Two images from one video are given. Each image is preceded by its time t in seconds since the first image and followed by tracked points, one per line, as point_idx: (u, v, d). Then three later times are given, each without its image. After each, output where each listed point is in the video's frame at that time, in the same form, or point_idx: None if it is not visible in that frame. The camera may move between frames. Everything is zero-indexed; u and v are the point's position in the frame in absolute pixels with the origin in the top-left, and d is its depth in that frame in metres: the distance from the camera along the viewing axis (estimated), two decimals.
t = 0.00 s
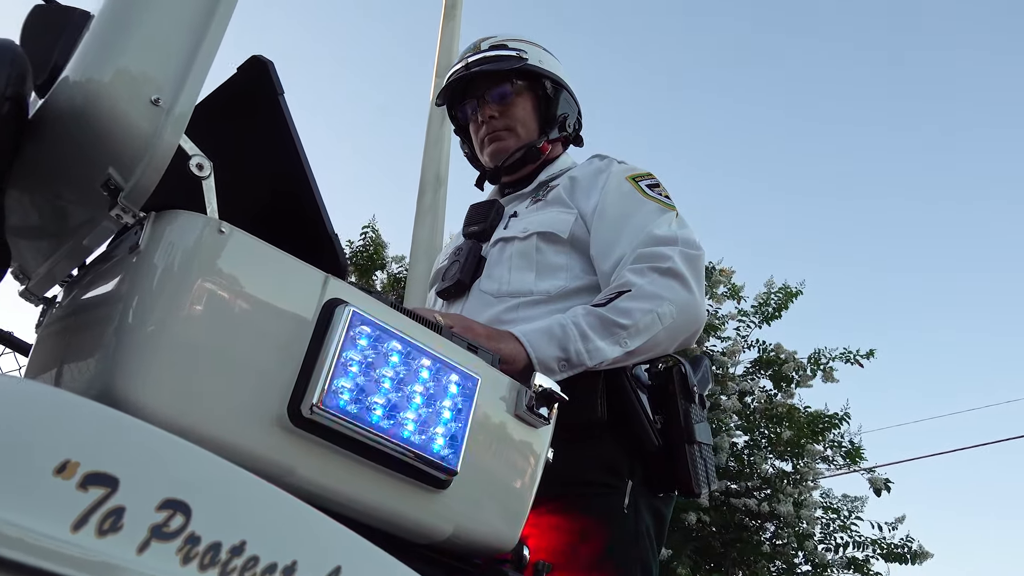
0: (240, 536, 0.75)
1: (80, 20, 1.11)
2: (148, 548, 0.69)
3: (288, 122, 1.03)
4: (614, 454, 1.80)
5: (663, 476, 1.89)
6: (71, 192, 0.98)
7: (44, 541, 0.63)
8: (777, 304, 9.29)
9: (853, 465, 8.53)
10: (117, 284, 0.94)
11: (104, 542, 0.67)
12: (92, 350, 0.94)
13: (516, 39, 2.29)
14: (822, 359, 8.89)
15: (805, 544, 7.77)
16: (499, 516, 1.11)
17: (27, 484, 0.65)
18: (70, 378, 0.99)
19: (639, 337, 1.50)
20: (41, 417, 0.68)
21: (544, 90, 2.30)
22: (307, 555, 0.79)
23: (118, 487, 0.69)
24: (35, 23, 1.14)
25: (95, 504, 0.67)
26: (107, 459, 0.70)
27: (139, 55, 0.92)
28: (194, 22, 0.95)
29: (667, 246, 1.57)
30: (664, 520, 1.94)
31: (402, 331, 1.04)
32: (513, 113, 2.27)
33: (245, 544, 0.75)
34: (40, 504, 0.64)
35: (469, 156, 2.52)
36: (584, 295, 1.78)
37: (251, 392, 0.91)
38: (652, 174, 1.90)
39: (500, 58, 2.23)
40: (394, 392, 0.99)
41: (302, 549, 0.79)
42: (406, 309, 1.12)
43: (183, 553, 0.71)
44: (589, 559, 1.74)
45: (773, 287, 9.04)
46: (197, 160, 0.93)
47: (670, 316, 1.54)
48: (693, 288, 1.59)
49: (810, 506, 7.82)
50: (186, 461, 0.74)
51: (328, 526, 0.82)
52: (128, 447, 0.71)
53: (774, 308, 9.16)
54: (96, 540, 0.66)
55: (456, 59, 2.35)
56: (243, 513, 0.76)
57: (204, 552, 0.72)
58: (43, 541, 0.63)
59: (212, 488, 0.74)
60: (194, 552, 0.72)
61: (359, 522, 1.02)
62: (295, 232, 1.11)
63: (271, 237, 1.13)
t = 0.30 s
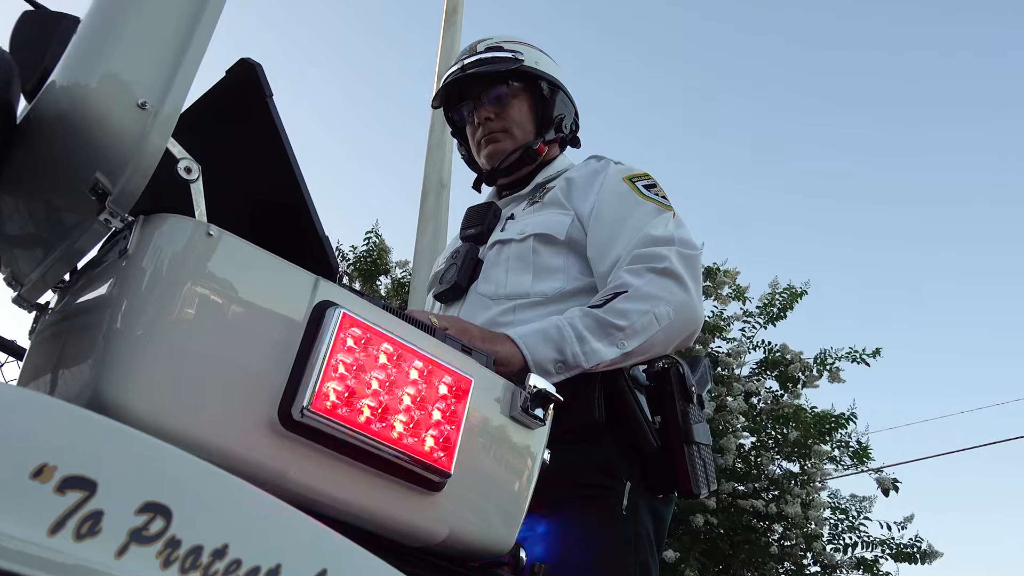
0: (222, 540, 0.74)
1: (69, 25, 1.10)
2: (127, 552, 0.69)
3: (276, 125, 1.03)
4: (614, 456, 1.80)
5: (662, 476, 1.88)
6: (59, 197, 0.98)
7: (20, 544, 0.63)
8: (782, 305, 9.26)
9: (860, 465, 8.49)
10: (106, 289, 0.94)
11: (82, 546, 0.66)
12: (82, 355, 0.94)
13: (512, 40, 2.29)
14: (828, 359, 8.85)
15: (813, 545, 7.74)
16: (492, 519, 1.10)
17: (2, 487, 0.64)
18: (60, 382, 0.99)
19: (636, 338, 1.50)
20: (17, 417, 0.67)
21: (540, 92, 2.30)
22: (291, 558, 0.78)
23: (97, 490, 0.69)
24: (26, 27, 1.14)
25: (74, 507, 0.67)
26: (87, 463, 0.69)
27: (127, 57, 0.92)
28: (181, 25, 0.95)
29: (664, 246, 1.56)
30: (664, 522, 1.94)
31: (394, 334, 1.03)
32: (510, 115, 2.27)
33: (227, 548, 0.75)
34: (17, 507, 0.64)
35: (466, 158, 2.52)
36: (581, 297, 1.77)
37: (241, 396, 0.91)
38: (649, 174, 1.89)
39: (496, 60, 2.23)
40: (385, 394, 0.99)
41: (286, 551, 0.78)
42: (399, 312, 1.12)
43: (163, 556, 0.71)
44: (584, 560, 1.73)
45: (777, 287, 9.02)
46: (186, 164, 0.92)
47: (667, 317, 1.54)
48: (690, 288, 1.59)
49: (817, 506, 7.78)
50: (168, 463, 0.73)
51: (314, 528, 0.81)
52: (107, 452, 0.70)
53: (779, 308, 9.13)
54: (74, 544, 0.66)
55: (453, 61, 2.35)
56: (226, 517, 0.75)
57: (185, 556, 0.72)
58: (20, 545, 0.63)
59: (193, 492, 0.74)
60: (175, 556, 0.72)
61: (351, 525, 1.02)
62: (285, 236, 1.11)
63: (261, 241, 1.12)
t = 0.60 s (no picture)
0: (217, 546, 0.74)
1: (67, 33, 1.11)
2: (119, 558, 0.69)
3: (274, 129, 1.03)
4: (618, 458, 1.79)
5: (669, 479, 1.88)
6: (57, 205, 0.99)
7: (10, 553, 0.64)
8: (791, 305, 9.22)
9: (873, 465, 8.44)
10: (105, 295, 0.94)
11: (72, 553, 0.67)
12: (81, 362, 0.95)
13: (514, 43, 2.29)
14: (839, 359, 8.80)
15: (826, 546, 7.68)
16: (496, 523, 1.10)
17: None
18: (60, 390, 0.99)
19: (639, 338, 1.49)
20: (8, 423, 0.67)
21: (542, 94, 2.29)
22: (287, 563, 0.78)
23: (88, 497, 0.69)
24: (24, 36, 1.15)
25: (64, 514, 0.67)
26: (79, 469, 0.69)
27: (124, 62, 0.92)
28: (176, 32, 0.95)
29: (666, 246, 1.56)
30: (671, 524, 1.93)
31: (395, 337, 1.03)
32: (512, 117, 2.27)
33: (222, 553, 0.74)
34: (6, 515, 0.64)
35: (468, 162, 2.52)
36: (584, 298, 1.77)
37: (240, 401, 0.90)
38: (651, 174, 1.89)
39: (497, 62, 2.23)
40: (386, 398, 0.99)
41: (282, 556, 0.78)
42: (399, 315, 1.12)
43: (157, 563, 0.71)
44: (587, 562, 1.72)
45: (786, 287, 8.98)
46: (182, 170, 0.93)
47: (670, 317, 1.53)
48: (693, 288, 1.58)
49: (830, 507, 7.74)
50: (162, 469, 0.73)
51: (311, 532, 0.81)
52: (99, 459, 0.70)
53: (788, 308, 9.10)
54: (65, 551, 0.66)
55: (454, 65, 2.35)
56: (220, 522, 0.75)
57: (178, 562, 0.72)
58: (10, 553, 0.63)
59: (186, 497, 0.74)
60: (169, 562, 0.71)
61: (352, 529, 1.01)
62: (284, 240, 1.11)
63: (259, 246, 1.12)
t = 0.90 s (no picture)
0: (216, 549, 0.74)
1: (70, 41, 1.13)
2: (118, 562, 0.69)
3: (276, 133, 1.04)
4: (626, 460, 1.79)
5: (678, 482, 1.87)
6: (60, 211, 0.99)
7: (8, 556, 0.63)
8: (802, 306, 9.18)
9: (887, 467, 8.38)
10: (108, 301, 0.94)
11: (71, 557, 0.66)
12: (85, 367, 0.95)
13: (518, 46, 2.29)
14: (851, 359, 8.75)
15: (841, 548, 7.63)
16: (503, 525, 1.10)
17: None
18: (65, 395, 1.00)
19: (645, 339, 1.49)
20: (8, 426, 0.68)
21: (547, 96, 2.29)
22: (288, 565, 0.78)
23: (87, 500, 0.69)
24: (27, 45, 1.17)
25: (63, 518, 0.67)
26: (76, 473, 0.69)
27: (127, 69, 0.92)
28: (178, 37, 0.96)
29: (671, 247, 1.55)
30: (680, 526, 1.92)
31: (398, 340, 1.03)
32: (517, 120, 2.27)
33: (221, 557, 0.74)
34: (4, 519, 0.64)
35: (474, 165, 2.52)
36: (590, 300, 1.77)
37: (242, 404, 0.90)
38: (656, 175, 1.88)
39: (502, 66, 2.23)
40: (389, 401, 0.99)
41: (282, 559, 0.78)
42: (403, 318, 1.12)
43: (156, 566, 0.70)
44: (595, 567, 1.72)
45: (797, 288, 8.94)
46: (185, 175, 0.93)
47: (676, 317, 1.53)
48: (699, 288, 1.58)
49: (844, 509, 7.68)
50: (160, 472, 0.73)
51: (311, 535, 0.81)
52: (97, 462, 0.70)
53: (800, 309, 9.06)
54: (63, 555, 0.66)
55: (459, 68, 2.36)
56: (220, 525, 0.75)
57: (177, 565, 0.71)
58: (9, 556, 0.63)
59: (185, 501, 0.74)
60: (168, 565, 0.71)
61: (356, 533, 1.01)
62: (287, 244, 1.11)
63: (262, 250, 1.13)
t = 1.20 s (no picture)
0: (215, 544, 0.74)
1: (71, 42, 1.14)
2: (117, 557, 0.69)
3: (276, 132, 1.04)
4: (630, 456, 1.79)
5: (682, 477, 1.87)
6: (62, 212, 1.00)
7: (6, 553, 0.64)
8: (811, 302, 9.14)
9: (897, 462, 8.34)
10: (111, 300, 0.95)
11: (70, 553, 0.67)
12: (88, 367, 0.96)
13: (521, 43, 2.29)
14: (860, 355, 8.72)
15: (851, 544, 7.60)
16: (506, 522, 1.10)
17: None
18: (69, 395, 1.00)
19: (648, 335, 1.49)
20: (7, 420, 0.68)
21: (550, 93, 2.29)
22: (288, 561, 0.79)
23: (85, 497, 0.69)
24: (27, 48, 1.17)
25: (61, 514, 0.68)
26: (74, 470, 0.69)
27: (127, 70, 0.92)
28: (177, 37, 0.96)
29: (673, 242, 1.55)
30: (685, 522, 1.93)
31: (399, 337, 1.03)
32: (519, 118, 2.27)
33: (220, 552, 0.75)
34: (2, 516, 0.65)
35: (477, 162, 2.52)
36: (592, 295, 1.77)
37: (244, 402, 0.91)
38: (658, 170, 1.88)
39: (504, 63, 2.24)
40: (391, 398, 0.99)
41: (281, 554, 0.78)
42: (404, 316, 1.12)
43: (154, 562, 0.71)
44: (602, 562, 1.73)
45: (805, 284, 8.91)
46: (185, 175, 0.94)
47: (678, 312, 1.53)
48: (701, 283, 1.58)
49: (854, 505, 7.65)
50: (159, 469, 0.73)
51: (311, 531, 0.81)
52: (95, 459, 0.71)
53: (808, 305, 9.03)
54: (62, 551, 0.67)
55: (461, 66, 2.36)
56: (219, 521, 0.76)
57: (176, 561, 0.72)
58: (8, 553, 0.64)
59: (183, 497, 0.74)
60: (166, 561, 0.72)
61: (358, 529, 1.01)
62: (288, 243, 1.12)
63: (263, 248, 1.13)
